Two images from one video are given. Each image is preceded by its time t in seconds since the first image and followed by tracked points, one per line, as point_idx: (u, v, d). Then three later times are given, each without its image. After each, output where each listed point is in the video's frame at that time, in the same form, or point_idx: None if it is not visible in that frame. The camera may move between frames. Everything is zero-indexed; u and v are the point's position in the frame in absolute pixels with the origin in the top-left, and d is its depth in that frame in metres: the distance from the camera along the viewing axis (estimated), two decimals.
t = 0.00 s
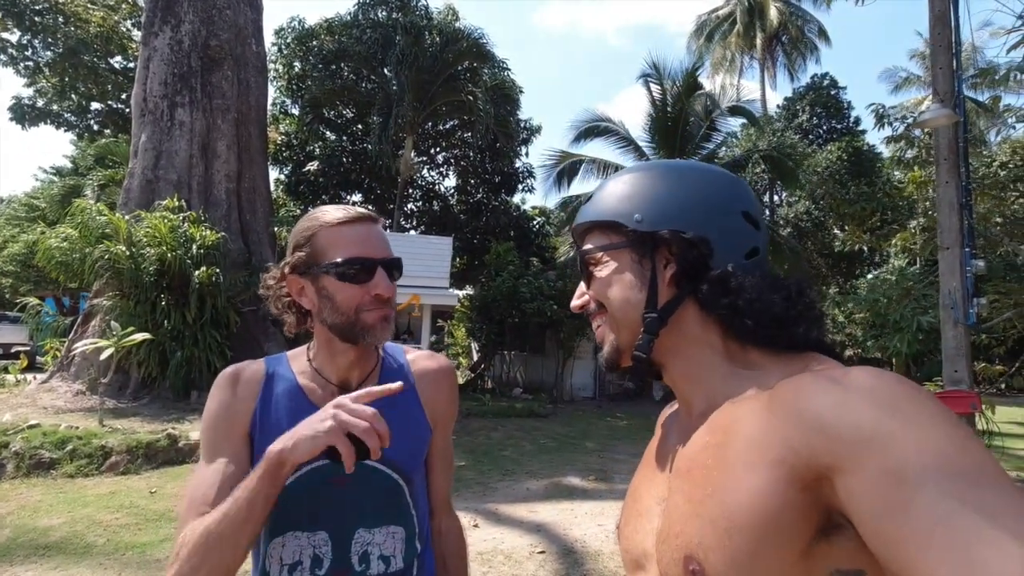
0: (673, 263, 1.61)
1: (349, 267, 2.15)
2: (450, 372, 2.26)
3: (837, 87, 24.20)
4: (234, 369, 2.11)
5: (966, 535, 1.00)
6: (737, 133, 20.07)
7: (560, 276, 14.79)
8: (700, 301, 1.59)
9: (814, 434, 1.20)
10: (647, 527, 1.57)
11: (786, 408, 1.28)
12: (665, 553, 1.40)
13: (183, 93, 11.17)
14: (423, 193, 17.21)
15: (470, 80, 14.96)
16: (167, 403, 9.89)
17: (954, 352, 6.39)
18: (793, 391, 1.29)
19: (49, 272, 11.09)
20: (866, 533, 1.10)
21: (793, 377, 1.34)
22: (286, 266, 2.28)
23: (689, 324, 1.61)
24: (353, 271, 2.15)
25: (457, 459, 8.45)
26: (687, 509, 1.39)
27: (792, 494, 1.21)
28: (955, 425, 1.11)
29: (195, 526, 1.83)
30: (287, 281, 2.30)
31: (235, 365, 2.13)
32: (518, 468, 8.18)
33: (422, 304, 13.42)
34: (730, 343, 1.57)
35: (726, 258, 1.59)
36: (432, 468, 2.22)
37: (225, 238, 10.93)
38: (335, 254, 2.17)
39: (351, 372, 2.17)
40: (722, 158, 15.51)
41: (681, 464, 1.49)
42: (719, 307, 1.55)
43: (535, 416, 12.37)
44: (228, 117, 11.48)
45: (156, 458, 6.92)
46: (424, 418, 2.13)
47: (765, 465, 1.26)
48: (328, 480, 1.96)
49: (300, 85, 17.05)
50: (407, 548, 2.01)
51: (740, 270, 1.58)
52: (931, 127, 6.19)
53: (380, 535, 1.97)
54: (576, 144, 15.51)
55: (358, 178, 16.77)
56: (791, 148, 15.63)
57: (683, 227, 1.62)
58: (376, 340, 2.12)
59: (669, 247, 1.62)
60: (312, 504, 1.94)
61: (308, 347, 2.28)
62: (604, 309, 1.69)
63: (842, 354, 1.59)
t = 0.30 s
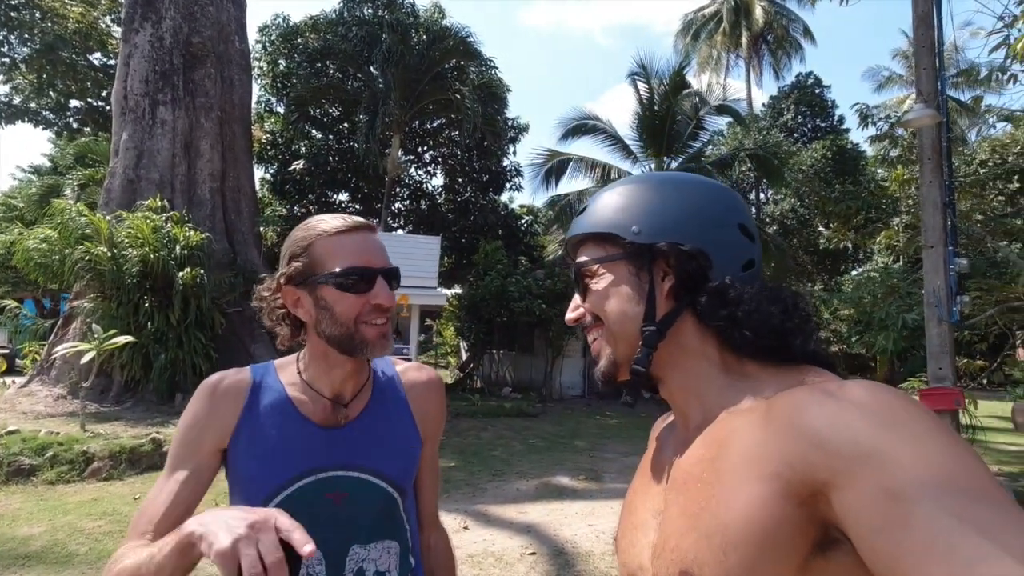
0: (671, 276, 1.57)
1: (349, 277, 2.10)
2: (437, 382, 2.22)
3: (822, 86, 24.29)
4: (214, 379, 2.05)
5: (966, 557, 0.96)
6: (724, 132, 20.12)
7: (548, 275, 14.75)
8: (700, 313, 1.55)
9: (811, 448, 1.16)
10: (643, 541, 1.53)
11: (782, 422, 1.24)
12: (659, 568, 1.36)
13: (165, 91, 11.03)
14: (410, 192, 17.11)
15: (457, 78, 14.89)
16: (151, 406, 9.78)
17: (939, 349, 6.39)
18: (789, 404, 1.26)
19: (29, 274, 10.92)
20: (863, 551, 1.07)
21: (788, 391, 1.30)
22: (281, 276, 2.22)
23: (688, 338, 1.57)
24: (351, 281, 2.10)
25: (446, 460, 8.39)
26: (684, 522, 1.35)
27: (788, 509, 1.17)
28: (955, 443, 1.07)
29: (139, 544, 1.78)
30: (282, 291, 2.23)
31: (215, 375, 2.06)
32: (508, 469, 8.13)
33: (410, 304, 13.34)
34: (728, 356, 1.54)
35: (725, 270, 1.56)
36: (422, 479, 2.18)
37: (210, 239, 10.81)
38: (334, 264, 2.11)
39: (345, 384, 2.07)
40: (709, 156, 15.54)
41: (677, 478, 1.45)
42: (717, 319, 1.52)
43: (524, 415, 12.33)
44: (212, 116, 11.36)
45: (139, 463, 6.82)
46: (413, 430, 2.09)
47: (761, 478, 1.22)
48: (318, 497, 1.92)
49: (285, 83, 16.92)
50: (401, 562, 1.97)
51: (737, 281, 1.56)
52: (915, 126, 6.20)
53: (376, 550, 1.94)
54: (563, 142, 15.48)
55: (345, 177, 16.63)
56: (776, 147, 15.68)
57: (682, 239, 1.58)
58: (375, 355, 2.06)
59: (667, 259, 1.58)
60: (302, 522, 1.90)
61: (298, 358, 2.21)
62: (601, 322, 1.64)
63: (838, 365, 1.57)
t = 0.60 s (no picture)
0: (665, 274, 1.55)
1: (309, 287, 2.05)
2: (418, 382, 2.19)
3: (806, 82, 24.41)
4: (191, 385, 2.01)
5: (962, 558, 0.94)
6: (710, 128, 20.18)
7: (536, 272, 14.72)
8: (694, 310, 1.53)
9: (805, 446, 1.13)
10: (636, 538, 1.50)
11: (775, 421, 1.22)
12: (652, 565, 1.34)
13: (145, 88, 10.90)
14: (396, 189, 17.02)
15: (442, 75, 14.84)
16: (134, 408, 9.67)
17: (920, 342, 6.43)
18: (782, 402, 1.23)
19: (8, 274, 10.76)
20: (858, 551, 1.05)
21: (782, 388, 1.27)
22: (241, 283, 2.17)
23: (680, 335, 1.55)
24: (313, 290, 2.05)
25: (435, 458, 8.36)
26: (676, 520, 1.32)
27: (784, 507, 1.15)
28: (948, 440, 1.05)
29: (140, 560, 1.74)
30: (243, 298, 2.19)
31: (192, 381, 2.03)
32: (496, 465, 8.11)
33: (397, 303, 13.27)
34: (720, 352, 1.51)
35: (720, 266, 1.55)
36: (404, 480, 2.14)
37: (193, 238, 10.70)
38: (294, 273, 2.07)
39: (315, 388, 2.04)
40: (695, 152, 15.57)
41: (669, 477, 1.43)
42: (712, 316, 1.50)
43: (513, 412, 12.32)
44: (194, 113, 11.24)
45: (122, 466, 6.74)
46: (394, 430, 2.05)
47: (756, 477, 1.19)
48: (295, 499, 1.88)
49: (268, 80, 16.79)
50: (380, 564, 1.93)
51: (734, 279, 1.55)
52: (896, 122, 6.23)
53: (353, 553, 1.89)
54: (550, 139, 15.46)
55: (330, 174, 16.52)
56: (761, 143, 15.73)
57: (678, 237, 1.56)
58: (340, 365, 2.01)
59: (661, 257, 1.56)
60: (280, 524, 1.86)
61: (268, 363, 2.17)
62: (593, 320, 1.60)
63: (828, 359, 1.57)
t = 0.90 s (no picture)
0: (658, 268, 1.54)
1: (293, 286, 2.04)
2: (405, 379, 2.18)
3: (797, 79, 24.48)
4: (173, 387, 1.99)
5: (951, 547, 0.94)
6: (701, 125, 20.23)
7: (529, 270, 14.72)
8: (688, 305, 1.53)
9: (796, 438, 1.13)
10: (630, 530, 1.50)
11: (766, 411, 1.21)
12: (645, 558, 1.33)
13: (133, 87, 10.82)
14: (388, 187, 16.97)
15: (433, 73, 14.81)
16: (125, 410, 9.62)
17: (907, 336, 6.46)
18: (773, 394, 1.23)
19: None
20: (850, 540, 1.04)
21: (773, 380, 1.27)
22: (224, 281, 2.15)
23: (673, 329, 1.54)
24: (297, 289, 2.04)
25: (428, 456, 8.35)
26: (668, 513, 1.32)
27: (776, 498, 1.14)
28: (938, 430, 1.04)
29: (115, 561, 1.72)
30: (227, 296, 2.17)
31: (174, 382, 2.01)
32: (489, 463, 8.11)
33: (389, 301, 13.23)
34: (710, 346, 1.51)
35: (711, 262, 1.55)
36: (392, 476, 2.14)
37: (183, 238, 10.64)
38: (278, 271, 2.05)
39: (300, 387, 2.03)
40: (687, 149, 15.59)
41: (661, 469, 1.42)
42: (706, 309, 1.49)
43: (506, 410, 12.31)
44: (183, 112, 11.17)
45: (113, 467, 6.70)
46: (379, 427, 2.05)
47: (748, 468, 1.19)
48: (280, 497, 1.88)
49: (257, 78, 16.71)
50: (367, 560, 1.93)
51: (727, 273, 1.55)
52: (883, 119, 6.25)
53: (339, 549, 1.89)
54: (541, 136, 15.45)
55: (321, 173, 16.47)
56: (753, 140, 15.76)
57: (671, 230, 1.55)
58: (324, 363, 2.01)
59: (655, 251, 1.55)
60: (265, 522, 1.86)
61: (253, 362, 2.16)
62: (586, 314, 1.59)
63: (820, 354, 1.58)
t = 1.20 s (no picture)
0: (657, 260, 1.54)
1: (298, 279, 2.04)
2: (399, 377, 2.18)
3: (792, 77, 24.50)
4: (162, 385, 1.98)
5: (946, 542, 0.94)
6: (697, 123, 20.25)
7: (526, 270, 14.72)
8: (685, 299, 1.53)
9: (793, 432, 1.13)
10: (623, 524, 1.51)
11: (763, 405, 1.22)
12: (639, 553, 1.34)
13: (127, 88, 10.80)
14: (384, 187, 16.95)
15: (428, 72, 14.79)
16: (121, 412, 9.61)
17: (901, 333, 6.46)
18: (771, 388, 1.23)
19: None
20: (847, 534, 1.04)
21: (771, 375, 1.27)
22: (228, 277, 2.16)
23: (668, 323, 1.55)
24: (301, 283, 2.05)
25: (425, 456, 8.34)
26: (663, 507, 1.32)
27: (773, 492, 1.15)
28: (936, 424, 1.04)
29: None
30: (230, 292, 2.17)
31: (164, 380, 2.00)
32: (486, 462, 8.11)
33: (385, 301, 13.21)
34: (705, 340, 1.52)
35: (709, 255, 1.55)
36: (385, 474, 2.15)
37: (178, 239, 10.62)
38: (282, 265, 2.06)
39: (300, 383, 2.05)
40: (682, 148, 15.59)
41: (655, 464, 1.43)
42: (704, 304, 1.50)
43: (503, 409, 12.31)
44: (177, 112, 11.15)
45: (108, 469, 6.69)
46: (373, 426, 2.06)
47: (745, 462, 1.19)
48: (275, 497, 1.91)
49: (252, 79, 16.68)
50: (360, 558, 1.97)
51: (724, 267, 1.55)
52: (876, 116, 6.26)
53: (334, 548, 1.93)
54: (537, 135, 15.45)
55: (316, 174, 16.45)
56: (748, 138, 15.76)
57: (670, 223, 1.56)
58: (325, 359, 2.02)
59: (652, 243, 1.55)
60: (260, 522, 1.89)
61: (254, 358, 2.16)
62: (584, 306, 1.59)
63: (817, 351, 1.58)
